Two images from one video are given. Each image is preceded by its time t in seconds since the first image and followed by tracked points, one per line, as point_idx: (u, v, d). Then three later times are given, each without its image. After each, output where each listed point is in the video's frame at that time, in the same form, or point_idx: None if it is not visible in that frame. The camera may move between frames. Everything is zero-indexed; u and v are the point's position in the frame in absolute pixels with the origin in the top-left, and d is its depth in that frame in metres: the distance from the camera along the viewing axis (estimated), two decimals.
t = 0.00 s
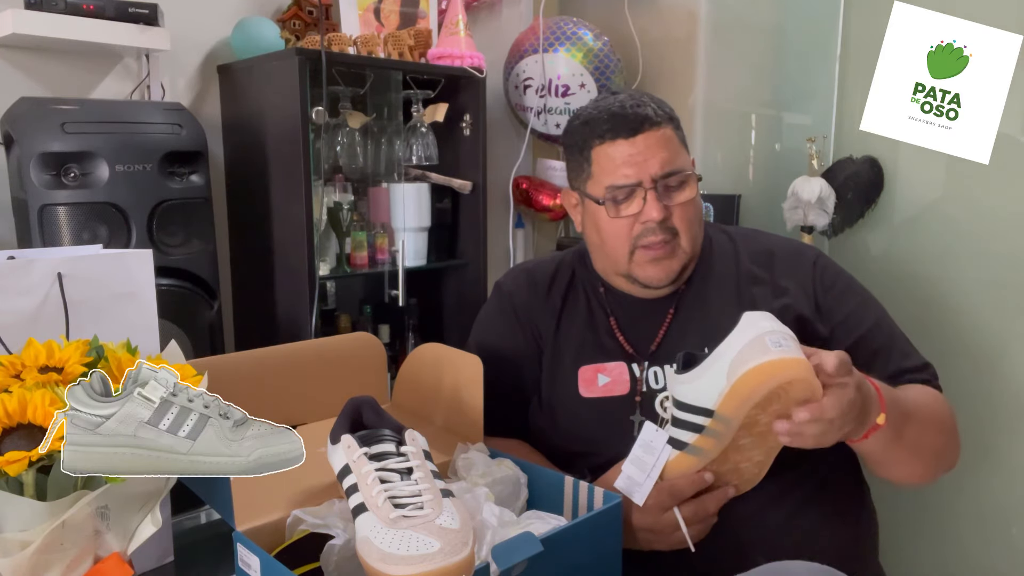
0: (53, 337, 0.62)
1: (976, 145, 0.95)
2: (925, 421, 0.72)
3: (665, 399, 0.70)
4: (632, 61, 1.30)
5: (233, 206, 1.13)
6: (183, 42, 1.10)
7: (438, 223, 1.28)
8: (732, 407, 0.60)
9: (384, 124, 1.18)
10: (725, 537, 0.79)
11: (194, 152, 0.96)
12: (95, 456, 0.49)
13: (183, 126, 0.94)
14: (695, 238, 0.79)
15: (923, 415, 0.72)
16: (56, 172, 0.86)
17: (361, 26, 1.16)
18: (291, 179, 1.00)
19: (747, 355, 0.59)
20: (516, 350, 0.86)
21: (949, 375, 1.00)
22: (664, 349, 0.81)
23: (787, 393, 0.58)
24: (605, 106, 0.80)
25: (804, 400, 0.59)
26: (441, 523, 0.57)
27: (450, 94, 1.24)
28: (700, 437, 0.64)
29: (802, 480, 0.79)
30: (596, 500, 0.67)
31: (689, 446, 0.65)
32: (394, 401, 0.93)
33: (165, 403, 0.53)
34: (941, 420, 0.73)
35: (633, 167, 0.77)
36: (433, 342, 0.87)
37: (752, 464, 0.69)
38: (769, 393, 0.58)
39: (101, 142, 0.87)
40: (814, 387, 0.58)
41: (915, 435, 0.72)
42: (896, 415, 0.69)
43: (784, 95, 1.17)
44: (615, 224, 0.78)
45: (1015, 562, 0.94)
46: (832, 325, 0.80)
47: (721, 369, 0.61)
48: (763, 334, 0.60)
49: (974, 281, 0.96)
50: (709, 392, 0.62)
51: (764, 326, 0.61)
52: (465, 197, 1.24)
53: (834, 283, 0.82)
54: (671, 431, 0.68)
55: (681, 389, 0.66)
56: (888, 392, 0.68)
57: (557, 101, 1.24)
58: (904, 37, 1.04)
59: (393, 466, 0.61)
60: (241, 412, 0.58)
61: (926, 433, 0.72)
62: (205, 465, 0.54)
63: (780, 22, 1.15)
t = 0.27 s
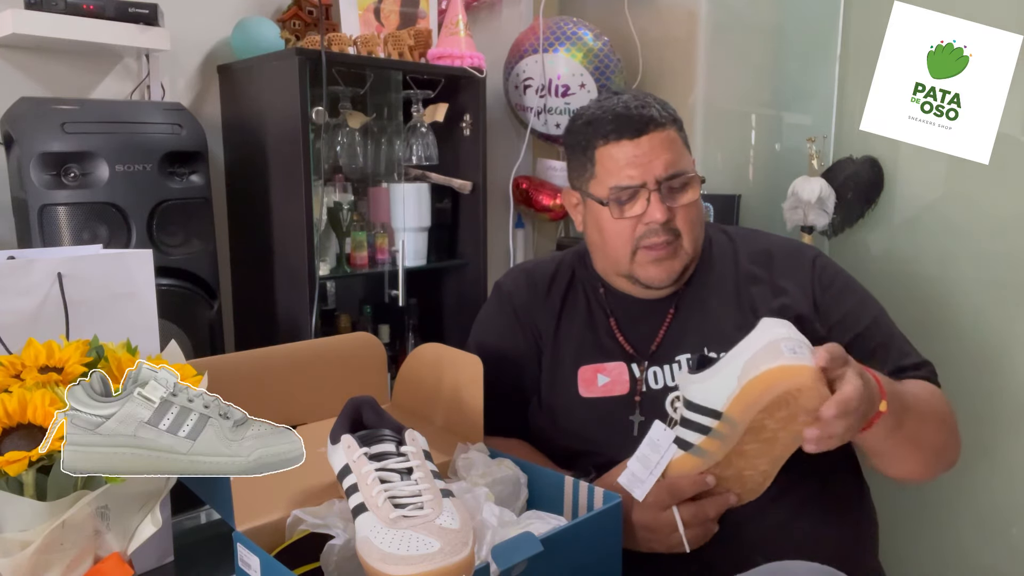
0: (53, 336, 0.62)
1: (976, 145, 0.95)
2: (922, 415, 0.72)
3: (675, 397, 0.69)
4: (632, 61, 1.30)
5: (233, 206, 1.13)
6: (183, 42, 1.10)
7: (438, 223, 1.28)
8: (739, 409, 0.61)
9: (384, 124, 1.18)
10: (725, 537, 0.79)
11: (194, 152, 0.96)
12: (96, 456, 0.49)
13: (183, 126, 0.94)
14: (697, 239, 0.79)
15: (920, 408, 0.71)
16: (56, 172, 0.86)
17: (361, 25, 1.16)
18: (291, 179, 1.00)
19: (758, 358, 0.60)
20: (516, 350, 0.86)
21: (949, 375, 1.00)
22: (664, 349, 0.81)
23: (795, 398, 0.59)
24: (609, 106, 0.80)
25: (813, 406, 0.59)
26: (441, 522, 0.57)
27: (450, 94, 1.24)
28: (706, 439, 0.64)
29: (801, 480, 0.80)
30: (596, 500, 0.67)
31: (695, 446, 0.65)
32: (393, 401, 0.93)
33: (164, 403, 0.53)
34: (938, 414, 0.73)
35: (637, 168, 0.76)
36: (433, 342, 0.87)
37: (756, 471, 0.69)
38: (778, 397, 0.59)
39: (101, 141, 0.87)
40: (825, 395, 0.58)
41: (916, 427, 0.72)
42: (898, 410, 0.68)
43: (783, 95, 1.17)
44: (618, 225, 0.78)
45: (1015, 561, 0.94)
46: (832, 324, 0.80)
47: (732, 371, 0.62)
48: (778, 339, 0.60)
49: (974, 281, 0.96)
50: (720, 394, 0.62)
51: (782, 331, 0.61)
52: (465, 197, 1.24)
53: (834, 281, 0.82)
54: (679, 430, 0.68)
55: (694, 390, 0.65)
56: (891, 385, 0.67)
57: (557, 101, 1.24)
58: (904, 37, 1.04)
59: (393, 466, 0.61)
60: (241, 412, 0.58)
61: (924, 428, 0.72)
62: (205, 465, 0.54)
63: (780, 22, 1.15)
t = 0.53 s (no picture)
0: (53, 336, 0.62)
1: (976, 145, 0.95)
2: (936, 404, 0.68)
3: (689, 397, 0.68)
4: (632, 60, 1.30)
5: (233, 206, 1.13)
6: (183, 42, 1.10)
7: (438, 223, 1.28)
8: (751, 415, 0.60)
9: (384, 123, 1.18)
10: (725, 537, 0.79)
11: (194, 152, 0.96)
12: (96, 456, 0.49)
13: (184, 126, 0.94)
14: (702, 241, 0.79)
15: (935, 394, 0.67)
16: (56, 172, 0.86)
17: (361, 25, 1.16)
18: (291, 179, 1.00)
19: (776, 365, 0.59)
20: (516, 350, 0.86)
21: (949, 375, 1.00)
22: (664, 349, 0.81)
23: (808, 406, 0.59)
24: (617, 106, 0.79)
25: (824, 416, 0.60)
26: (441, 522, 0.57)
27: (450, 94, 1.24)
28: (714, 440, 0.63)
29: (802, 480, 0.79)
30: (596, 500, 0.67)
31: (702, 447, 0.64)
32: (394, 401, 0.93)
33: (165, 403, 0.53)
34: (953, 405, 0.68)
35: (645, 169, 0.76)
36: (433, 342, 0.87)
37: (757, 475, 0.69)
38: (792, 405, 0.59)
39: (101, 141, 0.87)
40: (840, 402, 0.58)
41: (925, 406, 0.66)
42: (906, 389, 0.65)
43: (783, 95, 1.17)
44: (624, 225, 0.78)
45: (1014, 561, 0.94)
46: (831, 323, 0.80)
47: (747, 376, 0.61)
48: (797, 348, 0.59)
49: (974, 281, 0.96)
50: (732, 398, 0.62)
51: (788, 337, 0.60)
52: (465, 197, 1.24)
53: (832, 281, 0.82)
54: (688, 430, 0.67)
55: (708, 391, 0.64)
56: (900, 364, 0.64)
57: (557, 101, 1.24)
58: (904, 37, 1.04)
59: (393, 466, 0.61)
60: (241, 412, 0.58)
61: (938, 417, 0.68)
62: (205, 465, 0.54)
63: (780, 22, 1.15)
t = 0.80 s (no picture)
0: (53, 336, 0.62)
1: (976, 145, 0.95)
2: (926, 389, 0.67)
3: (687, 397, 0.68)
4: (632, 60, 1.30)
5: (233, 206, 1.13)
6: (183, 42, 1.10)
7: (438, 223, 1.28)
8: (748, 416, 0.59)
9: (384, 124, 1.18)
10: (726, 537, 0.79)
11: (194, 152, 0.96)
12: (96, 455, 0.49)
13: (183, 126, 0.94)
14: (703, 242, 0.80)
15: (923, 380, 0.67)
16: (56, 172, 0.86)
17: (361, 25, 1.16)
18: (291, 179, 1.00)
19: (774, 366, 0.58)
20: (516, 351, 0.86)
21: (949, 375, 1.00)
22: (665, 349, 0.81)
23: (805, 409, 0.58)
24: (624, 107, 0.79)
25: (822, 419, 0.59)
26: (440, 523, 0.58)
27: (450, 94, 1.24)
28: (712, 442, 0.63)
29: (801, 480, 0.80)
30: (595, 500, 0.67)
31: (700, 448, 0.64)
32: (393, 401, 0.93)
33: (165, 403, 0.53)
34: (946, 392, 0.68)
35: (650, 172, 0.76)
36: (432, 342, 0.87)
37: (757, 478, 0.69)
38: (789, 409, 0.58)
39: (101, 141, 0.87)
40: (836, 404, 0.57)
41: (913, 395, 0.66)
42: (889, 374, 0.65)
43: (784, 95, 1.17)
44: (626, 227, 0.78)
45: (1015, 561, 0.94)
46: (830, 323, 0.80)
47: (745, 377, 0.60)
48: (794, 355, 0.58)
49: (974, 281, 0.96)
50: (730, 400, 0.61)
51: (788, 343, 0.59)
52: (465, 197, 1.24)
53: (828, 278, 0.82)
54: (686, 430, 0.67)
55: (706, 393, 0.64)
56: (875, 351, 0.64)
57: (557, 101, 1.24)
58: (904, 37, 1.04)
59: (392, 466, 0.62)
60: (241, 412, 0.58)
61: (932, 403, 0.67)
62: (205, 465, 0.54)
63: (780, 23, 1.15)
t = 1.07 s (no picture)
0: (53, 336, 0.62)
1: (976, 145, 0.95)
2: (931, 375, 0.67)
3: (691, 401, 0.68)
4: (632, 61, 1.30)
5: (233, 206, 1.13)
6: (183, 42, 1.10)
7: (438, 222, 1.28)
8: (754, 427, 0.59)
9: (384, 124, 1.18)
10: (725, 537, 0.79)
11: (194, 152, 0.96)
12: (96, 455, 0.49)
13: (183, 126, 0.94)
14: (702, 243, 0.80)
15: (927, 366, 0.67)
16: (56, 172, 0.86)
17: (361, 25, 1.16)
18: (291, 179, 1.00)
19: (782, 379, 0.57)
20: (516, 350, 0.86)
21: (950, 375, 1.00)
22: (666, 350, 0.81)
23: (814, 423, 0.57)
24: (622, 108, 0.79)
25: (829, 431, 0.58)
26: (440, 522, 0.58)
27: (451, 94, 1.24)
28: (716, 448, 0.63)
29: (801, 480, 0.80)
30: (596, 500, 0.67)
31: (704, 453, 0.64)
32: (393, 402, 0.93)
33: (165, 403, 0.53)
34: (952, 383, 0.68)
35: (648, 173, 0.76)
36: (432, 342, 0.87)
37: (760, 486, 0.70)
38: (799, 422, 0.57)
39: (101, 141, 0.87)
40: (846, 420, 0.57)
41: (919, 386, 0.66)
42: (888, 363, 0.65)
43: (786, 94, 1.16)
44: (624, 228, 0.78)
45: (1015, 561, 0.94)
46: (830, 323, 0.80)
47: (753, 388, 0.59)
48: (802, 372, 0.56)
49: (975, 282, 0.96)
50: (736, 409, 0.61)
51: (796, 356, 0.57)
52: (465, 197, 1.24)
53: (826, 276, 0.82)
54: (691, 435, 0.67)
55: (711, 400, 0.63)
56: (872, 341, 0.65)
57: (557, 101, 1.24)
58: (904, 37, 1.04)
59: (392, 467, 0.62)
60: (241, 412, 0.58)
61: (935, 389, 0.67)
62: (205, 465, 0.54)
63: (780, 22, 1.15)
